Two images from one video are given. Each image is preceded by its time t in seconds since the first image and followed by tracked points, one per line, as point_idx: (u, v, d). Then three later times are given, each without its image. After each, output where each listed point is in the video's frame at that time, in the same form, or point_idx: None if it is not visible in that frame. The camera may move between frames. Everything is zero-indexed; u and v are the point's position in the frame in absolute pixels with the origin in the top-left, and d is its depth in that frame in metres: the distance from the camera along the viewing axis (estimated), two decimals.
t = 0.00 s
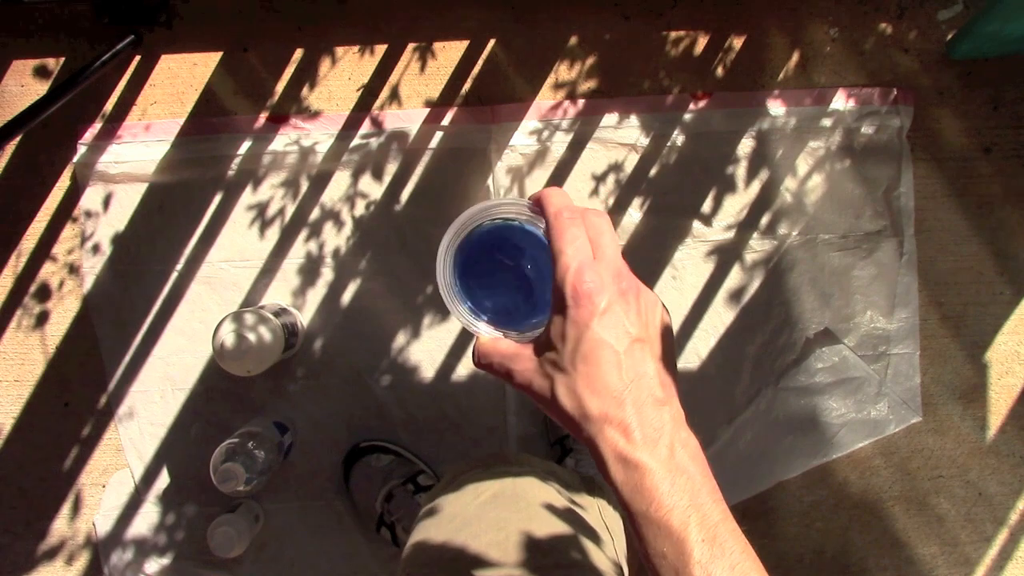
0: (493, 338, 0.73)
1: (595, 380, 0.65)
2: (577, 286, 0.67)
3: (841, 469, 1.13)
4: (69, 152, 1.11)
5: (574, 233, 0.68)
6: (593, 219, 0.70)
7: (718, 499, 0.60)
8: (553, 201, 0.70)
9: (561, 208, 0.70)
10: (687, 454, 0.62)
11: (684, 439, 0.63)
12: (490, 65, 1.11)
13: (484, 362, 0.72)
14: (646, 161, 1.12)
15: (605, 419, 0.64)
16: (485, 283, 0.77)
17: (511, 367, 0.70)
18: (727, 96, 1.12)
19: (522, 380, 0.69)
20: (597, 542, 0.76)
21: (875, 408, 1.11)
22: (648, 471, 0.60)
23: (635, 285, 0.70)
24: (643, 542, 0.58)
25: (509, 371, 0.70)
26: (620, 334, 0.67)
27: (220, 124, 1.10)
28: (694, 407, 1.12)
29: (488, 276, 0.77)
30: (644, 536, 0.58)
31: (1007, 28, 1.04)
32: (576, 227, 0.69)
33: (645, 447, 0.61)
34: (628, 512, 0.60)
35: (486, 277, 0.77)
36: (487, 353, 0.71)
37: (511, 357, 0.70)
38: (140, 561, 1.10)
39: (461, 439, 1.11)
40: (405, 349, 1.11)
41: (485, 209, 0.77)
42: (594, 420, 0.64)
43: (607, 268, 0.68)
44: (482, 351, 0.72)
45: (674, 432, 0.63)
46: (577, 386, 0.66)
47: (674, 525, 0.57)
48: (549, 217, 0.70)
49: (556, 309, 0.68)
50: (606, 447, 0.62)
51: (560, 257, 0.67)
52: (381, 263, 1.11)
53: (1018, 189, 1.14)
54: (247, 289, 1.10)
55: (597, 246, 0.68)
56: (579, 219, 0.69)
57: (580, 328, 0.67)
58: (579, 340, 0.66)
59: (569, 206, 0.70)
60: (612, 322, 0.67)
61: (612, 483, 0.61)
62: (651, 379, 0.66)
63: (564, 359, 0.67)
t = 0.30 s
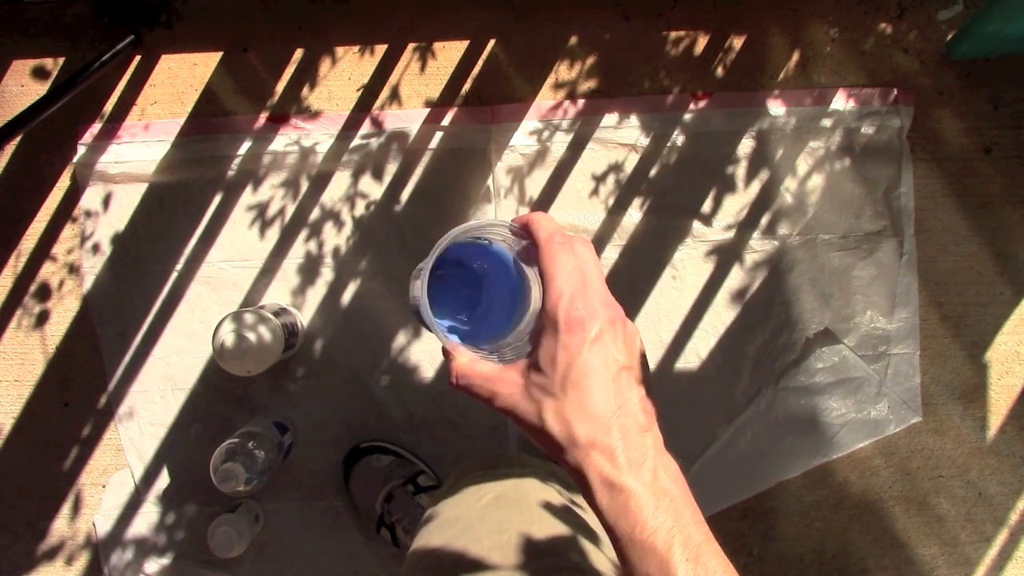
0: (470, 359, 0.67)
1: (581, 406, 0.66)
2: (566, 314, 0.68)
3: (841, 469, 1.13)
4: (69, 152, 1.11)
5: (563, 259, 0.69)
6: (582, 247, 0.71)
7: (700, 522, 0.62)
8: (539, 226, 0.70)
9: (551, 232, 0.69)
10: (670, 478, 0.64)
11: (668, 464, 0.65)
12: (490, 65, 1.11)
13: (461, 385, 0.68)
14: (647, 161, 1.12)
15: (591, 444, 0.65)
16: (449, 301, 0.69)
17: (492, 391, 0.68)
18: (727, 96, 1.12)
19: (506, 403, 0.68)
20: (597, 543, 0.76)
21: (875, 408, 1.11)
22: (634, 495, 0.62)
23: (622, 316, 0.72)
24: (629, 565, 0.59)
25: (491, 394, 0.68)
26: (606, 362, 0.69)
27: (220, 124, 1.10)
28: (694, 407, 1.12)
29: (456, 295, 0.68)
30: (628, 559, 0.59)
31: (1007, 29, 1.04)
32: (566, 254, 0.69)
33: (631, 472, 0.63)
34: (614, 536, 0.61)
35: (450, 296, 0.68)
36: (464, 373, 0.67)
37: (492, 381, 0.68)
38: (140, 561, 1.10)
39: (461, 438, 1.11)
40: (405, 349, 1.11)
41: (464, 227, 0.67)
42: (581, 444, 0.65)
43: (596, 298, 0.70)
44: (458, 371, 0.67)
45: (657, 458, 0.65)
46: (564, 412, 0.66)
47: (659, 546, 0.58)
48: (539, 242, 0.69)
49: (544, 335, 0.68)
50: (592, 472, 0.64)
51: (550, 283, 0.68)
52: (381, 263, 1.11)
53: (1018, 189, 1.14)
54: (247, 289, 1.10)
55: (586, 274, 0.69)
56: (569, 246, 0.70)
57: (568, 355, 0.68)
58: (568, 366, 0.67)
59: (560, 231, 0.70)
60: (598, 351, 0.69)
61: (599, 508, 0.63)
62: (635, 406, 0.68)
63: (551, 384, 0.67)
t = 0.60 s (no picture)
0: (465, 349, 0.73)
1: (565, 392, 0.66)
2: (548, 301, 0.67)
3: (841, 469, 1.13)
4: (69, 152, 1.11)
5: (546, 248, 0.68)
6: (565, 235, 0.70)
7: (688, 506, 0.61)
8: (524, 215, 0.70)
9: (535, 222, 0.70)
10: (657, 463, 0.63)
11: (653, 448, 0.64)
12: (490, 65, 1.11)
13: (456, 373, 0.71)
14: (647, 161, 1.12)
15: (575, 430, 0.64)
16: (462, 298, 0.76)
17: (480, 378, 0.70)
18: (727, 96, 1.12)
19: (492, 392, 0.69)
20: (593, 545, 0.76)
21: (875, 408, 1.11)
22: (619, 480, 0.61)
23: (605, 301, 0.70)
24: (618, 551, 0.59)
25: (480, 382, 0.70)
26: (590, 347, 0.68)
27: (220, 124, 1.10)
28: (694, 407, 1.12)
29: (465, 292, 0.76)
30: (618, 545, 0.59)
31: (1007, 29, 1.04)
32: (549, 242, 0.69)
33: (616, 458, 0.62)
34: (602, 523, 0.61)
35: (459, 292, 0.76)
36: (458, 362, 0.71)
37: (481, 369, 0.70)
38: (140, 561, 1.10)
39: (461, 439, 1.11)
40: (405, 349, 1.11)
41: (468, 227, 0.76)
42: (564, 431, 0.65)
43: (577, 284, 0.68)
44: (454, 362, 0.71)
45: (643, 443, 0.64)
46: (548, 399, 0.66)
47: (647, 531, 0.58)
48: (523, 231, 0.70)
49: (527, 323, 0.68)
50: (577, 459, 0.63)
51: (533, 271, 0.68)
52: (381, 263, 1.11)
53: (1018, 190, 1.14)
54: (247, 289, 1.10)
55: (569, 261, 0.69)
56: (552, 235, 0.70)
57: (550, 342, 0.67)
58: (550, 353, 0.66)
59: (544, 221, 0.70)
60: (582, 336, 0.67)
61: (586, 495, 0.62)
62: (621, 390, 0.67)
63: (535, 371, 0.67)
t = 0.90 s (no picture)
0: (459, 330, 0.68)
1: (572, 375, 0.67)
2: (558, 285, 0.68)
3: (841, 469, 1.13)
4: (69, 151, 1.11)
5: (555, 233, 0.68)
6: (573, 224, 0.71)
7: (686, 488, 0.62)
8: (531, 201, 0.70)
9: (543, 209, 0.69)
10: (658, 447, 0.64)
11: (655, 434, 0.65)
12: (490, 65, 1.11)
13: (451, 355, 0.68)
14: (646, 161, 1.12)
15: (582, 411, 0.65)
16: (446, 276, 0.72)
17: (484, 360, 0.68)
18: (727, 96, 1.12)
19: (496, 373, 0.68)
20: (591, 549, 0.77)
21: (875, 408, 1.11)
22: (623, 461, 0.62)
23: (610, 290, 0.72)
24: (619, 530, 0.60)
25: (483, 363, 0.68)
26: (596, 334, 0.69)
27: (220, 124, 1.10)
28: (694, 408, 1.12)
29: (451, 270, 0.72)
30: (619, 523, 0.60)
31: (1007, 29, 1.04)
32: (557, 228, 0.69)
33: (620, 440, 0.64)
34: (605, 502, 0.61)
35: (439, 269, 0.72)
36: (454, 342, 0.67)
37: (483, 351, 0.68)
38: (140, 561, 1.10)
39: (461, 439, 1.11)
40: (405, 349, 1.11)
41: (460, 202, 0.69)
42: (570, 412, 0.65)
43: (587, 271, 0.70)
44: (447, 342, 0.67)
45: (645, 428, 0.65)
46: (554, 381, 0.67)
47: (649, 511, 0.59)
48: (531, 216, 0.69)
49: (535, 305, 0.68)
50: (582, 440, 0.64)
51: (541, 256, 0.68)
52: (381, 263, 1.11)
53: (1018, 189, 1.14)
54: (247, 289, 1.10)
55: (578, 249, 0.70)
56: (560, 221, 0.70)
57: (558, 325, 0.68)
58: (559, 336, 0.67)
59: (550, 207, 0.70)
60: (588, 322, 0.69)
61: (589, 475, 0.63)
62: (623, 378, 0.68)
63: (543, 352, 0.68)
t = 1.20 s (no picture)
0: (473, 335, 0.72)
1: (572, 377, 0.66)
2: (559, 288, 0.68)
3: (841, 469, 1.13)
4: (69, 151, 1.11)
5: (561, 241, 0.69)
6: (579, 229, 0.71)
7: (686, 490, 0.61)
8: (539, 211, 0.72)
9: (549, 217, 0.71)
10: (657, 449, 0.63)
11: (654, 436, 0.64)
12: (490, 65, 1.11)
13: (463, 360, 0.71)
14: (646, 161, 1.12)
15: (580, 414, 0.65)
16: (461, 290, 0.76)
17: (490, 364, 0.70)
18: (727, 96, 1.12)
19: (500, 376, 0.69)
20: (592, 548, 0.76)
21: (875, 408, 1.11)
22: (622, 462, 0.62)
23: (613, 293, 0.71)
24: (617, 530, 0.59)
25: (489, 367, 0.70)
26: (598, 335, 0.68)
27: (220, 123, 1.10)
28: (694, 408, 1.12)
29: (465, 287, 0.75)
30: (617, 524, 0.59)
31: (1007, 29, 1.04)
32: (563, 236, 0.70)
33: (619, 441, 0.63)
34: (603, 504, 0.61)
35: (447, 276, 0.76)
36: (467, 350, 0.70)
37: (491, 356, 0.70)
38: (139, 561, 1.10)
39: (461, 438, 1.11)
40: (405, 349, 1.11)
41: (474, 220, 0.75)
42: (570, 414, 0.65)
43: (588, 275, 0.69)
44: (460, 347, 0.71)
45: (645, 430, 0.64)
46: (554, 383, 0.67)
47: (647, 511, 0.58)
48: (536, 226, 0.71)
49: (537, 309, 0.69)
50: (581, 442, 0.64)
51: (545, 261, 0.68)
52: (381, 263, 1.11)
53: (1018, 189, 1.14)
54: (247, 289, 1.10)
55: (581, 252, 0.69)
56: (565, 230, 0.70)
57: (559, 328, 0.68)
58: (559, 338, 0.67)
59: (557, 216, 0.71)
60: (590, 324, 0.68)
61: (588, 477, 0.63)
62: (624, 380, 0.68)
63: (544, 355, 0.68)
